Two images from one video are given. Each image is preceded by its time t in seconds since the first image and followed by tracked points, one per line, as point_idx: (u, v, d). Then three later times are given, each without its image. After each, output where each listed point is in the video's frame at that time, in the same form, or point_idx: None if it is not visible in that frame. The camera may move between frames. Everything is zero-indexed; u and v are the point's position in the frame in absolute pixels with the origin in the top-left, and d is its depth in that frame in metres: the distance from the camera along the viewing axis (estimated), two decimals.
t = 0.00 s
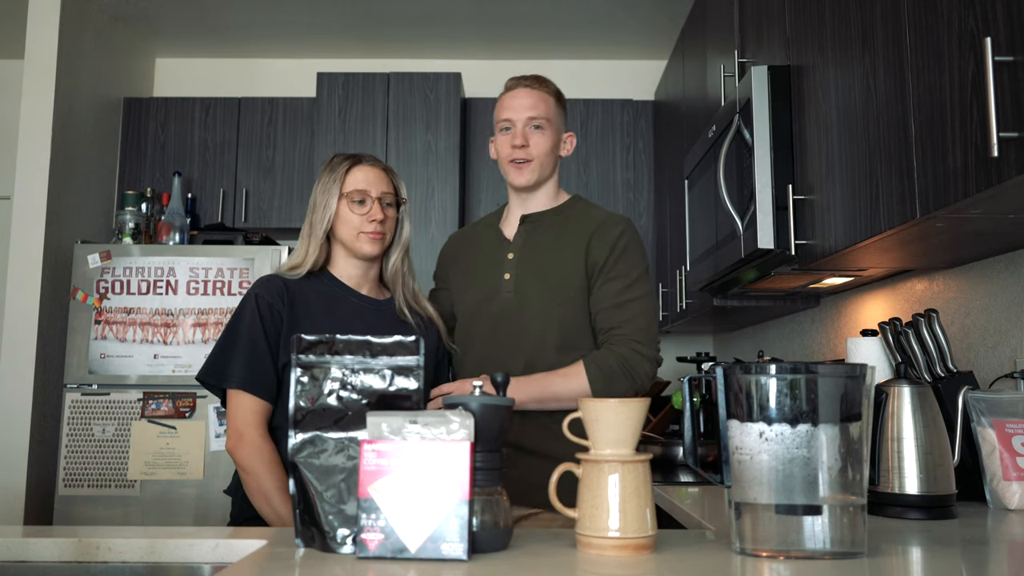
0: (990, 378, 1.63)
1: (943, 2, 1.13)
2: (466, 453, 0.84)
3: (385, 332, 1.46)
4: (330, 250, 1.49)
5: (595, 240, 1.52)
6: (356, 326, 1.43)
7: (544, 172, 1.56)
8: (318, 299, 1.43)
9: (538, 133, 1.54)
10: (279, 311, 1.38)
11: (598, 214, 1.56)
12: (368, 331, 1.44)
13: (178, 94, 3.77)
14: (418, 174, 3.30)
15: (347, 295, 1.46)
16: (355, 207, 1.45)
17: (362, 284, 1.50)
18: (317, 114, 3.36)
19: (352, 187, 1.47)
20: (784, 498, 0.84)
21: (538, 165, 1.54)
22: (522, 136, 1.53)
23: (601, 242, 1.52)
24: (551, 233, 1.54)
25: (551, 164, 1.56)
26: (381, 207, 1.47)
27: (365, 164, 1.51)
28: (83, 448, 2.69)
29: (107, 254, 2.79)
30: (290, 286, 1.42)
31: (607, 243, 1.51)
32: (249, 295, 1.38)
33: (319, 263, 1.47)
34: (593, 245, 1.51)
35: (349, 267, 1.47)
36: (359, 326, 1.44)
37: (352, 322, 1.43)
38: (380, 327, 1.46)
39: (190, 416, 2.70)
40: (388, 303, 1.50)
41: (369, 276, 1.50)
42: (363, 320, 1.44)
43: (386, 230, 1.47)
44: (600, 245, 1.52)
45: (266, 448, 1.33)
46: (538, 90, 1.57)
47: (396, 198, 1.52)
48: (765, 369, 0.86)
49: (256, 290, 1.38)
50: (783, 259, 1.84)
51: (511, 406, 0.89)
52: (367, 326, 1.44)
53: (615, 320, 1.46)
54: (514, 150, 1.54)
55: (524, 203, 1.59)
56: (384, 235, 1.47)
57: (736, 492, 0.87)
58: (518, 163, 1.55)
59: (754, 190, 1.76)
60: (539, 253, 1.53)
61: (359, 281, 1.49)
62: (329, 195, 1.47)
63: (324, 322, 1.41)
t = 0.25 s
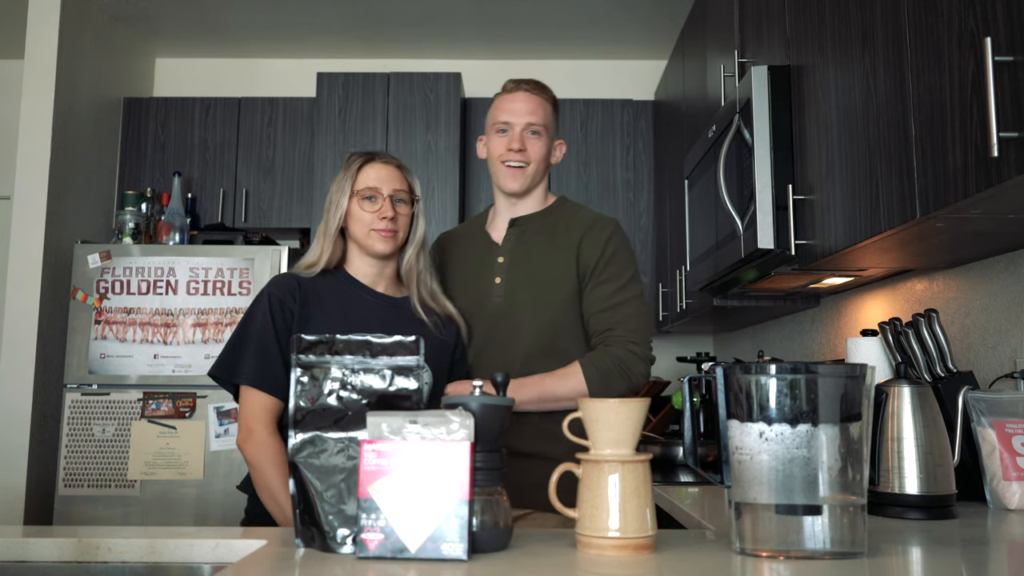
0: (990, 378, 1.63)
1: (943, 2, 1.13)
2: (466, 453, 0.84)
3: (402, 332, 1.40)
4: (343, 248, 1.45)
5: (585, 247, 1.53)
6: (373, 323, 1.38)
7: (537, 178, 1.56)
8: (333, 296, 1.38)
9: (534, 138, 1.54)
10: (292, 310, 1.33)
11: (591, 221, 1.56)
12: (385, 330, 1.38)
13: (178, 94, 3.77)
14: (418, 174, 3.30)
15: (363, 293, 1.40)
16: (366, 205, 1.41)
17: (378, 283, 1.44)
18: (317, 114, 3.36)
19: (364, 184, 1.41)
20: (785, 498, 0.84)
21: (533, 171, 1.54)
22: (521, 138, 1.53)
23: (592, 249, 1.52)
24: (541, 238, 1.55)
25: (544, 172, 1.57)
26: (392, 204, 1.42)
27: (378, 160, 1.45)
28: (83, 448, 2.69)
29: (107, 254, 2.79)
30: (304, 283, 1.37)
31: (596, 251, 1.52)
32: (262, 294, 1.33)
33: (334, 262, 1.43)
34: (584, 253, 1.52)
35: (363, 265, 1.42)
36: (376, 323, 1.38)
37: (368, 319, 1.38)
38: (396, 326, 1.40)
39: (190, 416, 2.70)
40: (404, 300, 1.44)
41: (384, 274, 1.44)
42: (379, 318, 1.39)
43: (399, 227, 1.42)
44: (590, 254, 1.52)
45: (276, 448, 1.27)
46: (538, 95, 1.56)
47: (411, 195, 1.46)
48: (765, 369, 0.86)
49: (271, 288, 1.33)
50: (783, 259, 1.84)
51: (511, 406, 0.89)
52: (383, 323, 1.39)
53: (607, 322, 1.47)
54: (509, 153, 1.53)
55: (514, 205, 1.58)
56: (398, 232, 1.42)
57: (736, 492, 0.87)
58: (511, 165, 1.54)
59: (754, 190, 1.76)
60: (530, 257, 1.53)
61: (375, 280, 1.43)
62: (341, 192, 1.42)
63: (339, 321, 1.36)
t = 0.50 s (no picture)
0: (990, 378, 1.63)
1: (943, 2, 1.13)
2: (466, 453, 0.84)
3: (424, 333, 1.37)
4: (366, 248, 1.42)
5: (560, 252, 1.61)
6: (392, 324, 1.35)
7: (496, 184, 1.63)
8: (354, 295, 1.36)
9: (491, 144, 1.60)
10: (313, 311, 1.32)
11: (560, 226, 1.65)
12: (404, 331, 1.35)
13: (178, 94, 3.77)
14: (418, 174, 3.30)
15: (384, 292, 1.37)
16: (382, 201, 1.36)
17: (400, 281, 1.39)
18: (317, 114, 3.35)
19: (380, 182, 1.37)
20: (785, 498, 0.84)
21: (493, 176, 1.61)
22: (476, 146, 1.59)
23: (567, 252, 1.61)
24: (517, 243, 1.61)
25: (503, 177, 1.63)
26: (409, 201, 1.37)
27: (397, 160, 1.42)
28: (83, 448, 2.69)
29: (107, 254, 2.79)
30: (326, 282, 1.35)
31: (574, 254, 1.60)
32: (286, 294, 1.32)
33: (355, 262, 1.40)
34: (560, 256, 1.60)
35: (384, 263, 1.39)
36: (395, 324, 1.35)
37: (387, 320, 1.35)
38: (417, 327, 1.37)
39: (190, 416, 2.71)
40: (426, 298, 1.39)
41: (406, 272, 1.39)
42: (399, 318, 1.36)
43: (416, 224, 1.37)
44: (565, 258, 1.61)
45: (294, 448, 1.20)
46: (488, 103, 1.62)
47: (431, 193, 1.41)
48: (765, 369, 0.86)
49: (294, 287, 1.32)
50: (783, 259, 1.84)
51: (511, 406, 0.89)
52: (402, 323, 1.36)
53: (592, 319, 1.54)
54: (469, 162, 1.59)
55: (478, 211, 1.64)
56: (416, 230, 1.37)
57: (736, 492, 0.87)
58: (473, 173, 1.59)
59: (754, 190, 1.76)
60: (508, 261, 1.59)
61: (395, 279, 1.39)
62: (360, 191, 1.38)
63: (358, 322, 1.34)
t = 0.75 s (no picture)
0: (990, 378, 1.63)
1: (943, 2, 1.13)
2: (466, 453, 0.84)
3: (449, 331, 1.38)
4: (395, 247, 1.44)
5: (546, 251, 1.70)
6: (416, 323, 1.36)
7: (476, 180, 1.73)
8: (379, 297, 1.38)
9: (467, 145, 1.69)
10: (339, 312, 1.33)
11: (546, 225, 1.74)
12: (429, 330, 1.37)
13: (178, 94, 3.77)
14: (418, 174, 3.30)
15: (408, 292, 1.39)
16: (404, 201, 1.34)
17: (426, 281, 1.40)
18: (317, 113, 3.35)
19: (404, 182, 1.36)
20: (784, 498, 0.84)
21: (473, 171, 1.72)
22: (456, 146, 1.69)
23: (554, 253, 1.70)
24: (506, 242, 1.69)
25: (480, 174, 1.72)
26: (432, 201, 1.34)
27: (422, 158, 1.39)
28: (82, 448, 2.69)
29: (107, 254, 2.79)
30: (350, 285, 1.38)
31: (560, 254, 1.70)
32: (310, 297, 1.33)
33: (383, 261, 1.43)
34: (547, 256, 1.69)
35: (410, 264, 1.39)
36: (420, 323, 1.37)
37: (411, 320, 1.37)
38: (442, 325, 1.38)
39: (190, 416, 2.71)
40: (453, 297, 1.41)
41: (432, 272, 1.40)
42: (424, 318, 1.37)
43: (440, 224, 1.34)
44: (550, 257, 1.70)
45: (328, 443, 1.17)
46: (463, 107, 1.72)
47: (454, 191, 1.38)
48: (765, 369, 0.86)
49: (320, 290, 1.34)
50: (783, 259, 1.84)
51: (511, 406, 0.89)
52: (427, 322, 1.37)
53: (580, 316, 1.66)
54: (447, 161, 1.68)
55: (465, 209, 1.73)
56: (439, 230, 1.34)
57: (736, 492, 0.87)
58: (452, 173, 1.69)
59: (754, 190, 1.76)
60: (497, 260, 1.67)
61: (421, 280, 1.40)
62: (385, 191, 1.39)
63: (384, 323, 1.36)
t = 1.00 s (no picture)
0: (990, 378, 1.63)
1: (943, 2, 1.13)
2: (466, 453, 0.84)
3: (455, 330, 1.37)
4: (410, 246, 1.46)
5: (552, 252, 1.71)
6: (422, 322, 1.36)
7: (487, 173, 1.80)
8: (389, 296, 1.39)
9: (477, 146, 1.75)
10: (352, 306, 1.37)
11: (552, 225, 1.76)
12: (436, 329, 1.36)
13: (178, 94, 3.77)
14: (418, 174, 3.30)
15: (416, 290, 1.39)
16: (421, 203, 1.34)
17: (435, 279, 1.39)
18: (317, 113, 3.35)
19: (421, 183, 1.36)
20: (784, 498, 0.84)
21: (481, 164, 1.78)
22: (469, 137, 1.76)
23: (560, 254, 1.72)
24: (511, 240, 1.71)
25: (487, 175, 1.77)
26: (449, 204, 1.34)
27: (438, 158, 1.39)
28: (82, 448, 2.69)
29: (107, 254, 2.79)
30: (362, 282, 1.40)
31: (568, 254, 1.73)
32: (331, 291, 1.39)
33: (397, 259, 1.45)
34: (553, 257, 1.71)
35: (422, 263, 1.40)
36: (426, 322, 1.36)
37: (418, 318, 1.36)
38: (448, 324, 1.37)
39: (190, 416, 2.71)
40: (458, 295, 1.39)
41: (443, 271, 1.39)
42: (429, 316, 1.37)
43: (455, 226, 1.35)
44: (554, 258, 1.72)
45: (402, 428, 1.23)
46: (474, 109, 1.78)
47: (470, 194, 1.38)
48: (765, 369, 0.86)
49: (337, 289, 1.38)
50: (783, 259, 1.84)
51: (511, 406, 0.89)
52: (432, 320, 1.37)
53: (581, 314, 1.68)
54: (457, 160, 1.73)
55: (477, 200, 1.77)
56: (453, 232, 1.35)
57: (736, 492, 0.87)
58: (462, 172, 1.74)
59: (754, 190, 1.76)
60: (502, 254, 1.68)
61: (431, 279, 1.39)
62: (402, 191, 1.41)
63: (392, 321, 1.37)
